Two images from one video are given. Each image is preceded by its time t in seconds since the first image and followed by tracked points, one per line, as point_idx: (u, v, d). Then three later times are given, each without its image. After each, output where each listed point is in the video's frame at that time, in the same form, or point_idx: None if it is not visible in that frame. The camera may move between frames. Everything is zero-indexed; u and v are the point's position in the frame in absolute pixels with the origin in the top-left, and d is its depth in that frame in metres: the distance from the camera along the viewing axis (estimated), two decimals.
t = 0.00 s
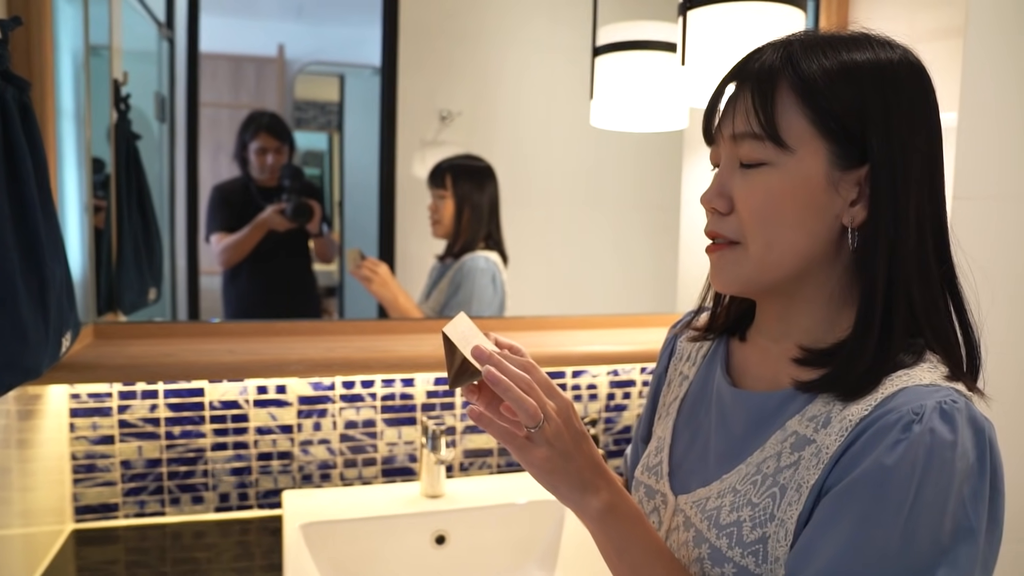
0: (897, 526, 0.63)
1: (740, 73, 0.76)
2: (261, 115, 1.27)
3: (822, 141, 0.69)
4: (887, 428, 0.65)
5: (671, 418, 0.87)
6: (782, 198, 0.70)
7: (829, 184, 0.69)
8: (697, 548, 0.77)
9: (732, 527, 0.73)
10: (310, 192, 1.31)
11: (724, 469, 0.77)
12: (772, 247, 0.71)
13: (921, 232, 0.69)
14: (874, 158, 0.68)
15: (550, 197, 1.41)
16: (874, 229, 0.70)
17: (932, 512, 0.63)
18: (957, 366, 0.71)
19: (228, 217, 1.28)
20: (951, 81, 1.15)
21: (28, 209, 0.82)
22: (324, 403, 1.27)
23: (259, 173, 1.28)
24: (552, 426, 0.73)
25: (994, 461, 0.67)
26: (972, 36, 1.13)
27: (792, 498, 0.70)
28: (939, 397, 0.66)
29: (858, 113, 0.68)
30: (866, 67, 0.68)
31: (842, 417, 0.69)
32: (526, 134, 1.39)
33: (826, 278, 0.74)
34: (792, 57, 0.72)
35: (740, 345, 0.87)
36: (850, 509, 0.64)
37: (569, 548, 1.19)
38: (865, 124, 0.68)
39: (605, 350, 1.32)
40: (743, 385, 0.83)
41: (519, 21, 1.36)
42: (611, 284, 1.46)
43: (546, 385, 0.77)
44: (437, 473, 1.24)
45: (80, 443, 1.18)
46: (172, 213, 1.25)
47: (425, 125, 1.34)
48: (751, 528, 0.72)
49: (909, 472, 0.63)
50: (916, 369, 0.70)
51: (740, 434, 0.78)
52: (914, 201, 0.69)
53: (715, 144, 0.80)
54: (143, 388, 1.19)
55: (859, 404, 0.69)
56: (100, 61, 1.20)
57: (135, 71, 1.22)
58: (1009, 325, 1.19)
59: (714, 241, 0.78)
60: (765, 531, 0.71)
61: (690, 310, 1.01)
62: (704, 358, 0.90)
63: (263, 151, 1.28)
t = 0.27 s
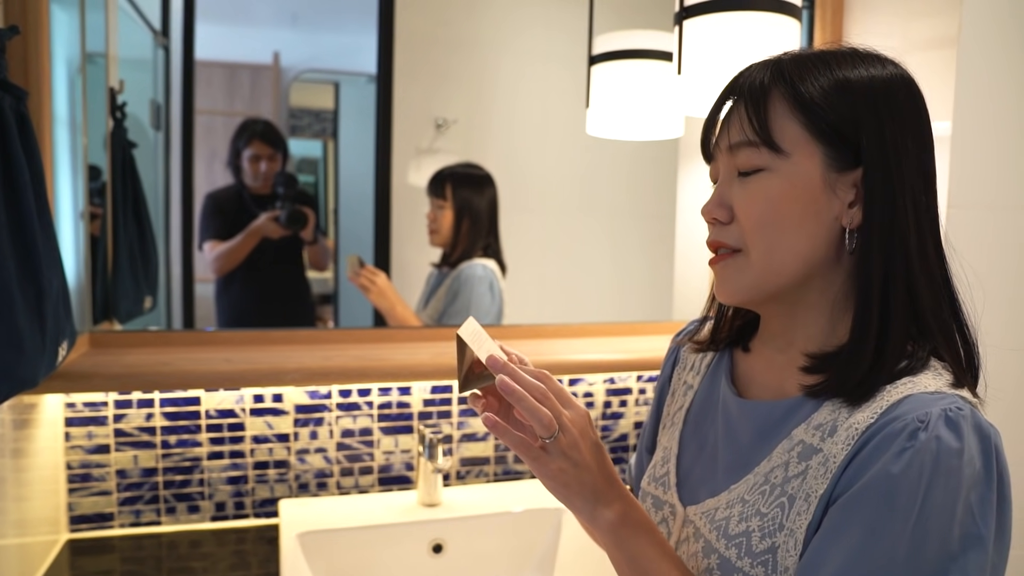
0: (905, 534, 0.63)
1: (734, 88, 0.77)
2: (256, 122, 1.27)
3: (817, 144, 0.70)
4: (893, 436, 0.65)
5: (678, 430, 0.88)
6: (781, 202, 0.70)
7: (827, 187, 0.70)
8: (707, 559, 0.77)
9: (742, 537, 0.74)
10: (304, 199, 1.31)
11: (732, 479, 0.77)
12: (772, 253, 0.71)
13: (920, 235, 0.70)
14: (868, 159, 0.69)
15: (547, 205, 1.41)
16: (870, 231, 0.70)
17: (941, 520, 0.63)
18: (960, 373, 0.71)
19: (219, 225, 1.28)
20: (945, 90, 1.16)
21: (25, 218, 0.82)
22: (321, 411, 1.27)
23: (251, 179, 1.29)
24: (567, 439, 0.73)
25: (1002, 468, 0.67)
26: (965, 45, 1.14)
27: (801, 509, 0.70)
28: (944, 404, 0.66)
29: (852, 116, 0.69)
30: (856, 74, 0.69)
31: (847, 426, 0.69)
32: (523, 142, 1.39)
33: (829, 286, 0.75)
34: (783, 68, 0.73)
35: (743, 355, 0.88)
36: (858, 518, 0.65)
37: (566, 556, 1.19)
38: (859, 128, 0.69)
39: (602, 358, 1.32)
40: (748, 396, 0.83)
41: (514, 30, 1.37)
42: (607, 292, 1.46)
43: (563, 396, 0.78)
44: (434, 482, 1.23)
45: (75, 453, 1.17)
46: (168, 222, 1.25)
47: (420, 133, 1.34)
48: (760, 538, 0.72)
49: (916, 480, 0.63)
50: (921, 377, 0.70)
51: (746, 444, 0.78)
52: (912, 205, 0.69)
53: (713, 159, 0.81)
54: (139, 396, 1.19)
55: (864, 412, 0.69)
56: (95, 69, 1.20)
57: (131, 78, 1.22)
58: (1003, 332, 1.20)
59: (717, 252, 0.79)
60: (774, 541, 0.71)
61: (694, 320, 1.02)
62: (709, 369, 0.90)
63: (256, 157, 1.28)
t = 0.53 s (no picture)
0: (920, 536, 0.63)
1: (743, 91, 0.77)
2: (254, 124, 1.27)
3: (827, 151, 0.70)
4: (905, 439, 0.66)
5: (682, 434, 0.88)
6: (791, 208, 0.70)
7: (836, 195, 0.70)
8: (716, 564, 0.77)
9: (753, 541, 0.73)
10: (301, 202, 1.30)
11: (740, 484, 0.77)
12: (782, 258, 0.71)
13: (927, 242, 0.70)
14: (879, 168, 0.69)
15: (547, 209, 1.41)
16: (880, 239, 0.70)
17: (953, 521, 0.64)
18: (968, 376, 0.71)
19: (216, 228, 1.27)
20: (944, 94, 1.16)
21: (25, 221, 0.81)
22: (320, 415, 1.27)
23: (248, 182, 1.28)
24: (575, 445, 0.73)
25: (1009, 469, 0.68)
26: (964, 49, 1.14)
27: (812, 512, 0.70)
28: (955, 407, 0.66)
29: (863, 125, 0.69)
30: (868, 83, 0.70)
31: (858, 430, 0.69)
32: (523, 146, 1.39)
33: (837, 291, 0.75)
34: (795, 74, 0.73)
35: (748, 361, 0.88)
36: (872, 521, 0.65)
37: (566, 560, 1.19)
38: (869, 136, 0.69)
39: (602, 362, 1.32)
40: (754, 399, 0.83)
41: (513, 33, 1.37)
42: (606, 295, 1.46)
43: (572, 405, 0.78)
44: (434, 486, 1.23)
45: (74, 456, 1.17)
46: (167, 225, 1.25)
47: (419, 136, 1.34)
48: (771, 542, 0.72)
49: (929, 482, 0.64)
50: (930, 381, 0.70)
51: (754, 448, 0.78)
52: (920, 214, 0.70)
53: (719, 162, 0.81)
54: (138, 400, 1.19)
55: (874, 416, 0.69)
56: (95, 71, 1.20)
57: (129, 81, 1.22)
58: (1003, 335, 1.20)
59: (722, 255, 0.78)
60: (786, 544, 0.71)
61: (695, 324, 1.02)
62: (711, 373, 0.90)
63: (253, 160, 1.28)
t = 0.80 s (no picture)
0: (928, 542, 0.64)
1: (743, 96, 0.77)
2: (250, 128, 1.27)
3: (827, 158, 0.70)
4: (912, 445, 0.66)
5: (681, 440, 0.88)
6: (791, 213, 0.71)
7: (835, 202, 0.71)
8: (721, 570, 0.77)
9: (758, 546, 0.73)
10: (296, 206, 1.30)
11: (741, 490, 0.77)
12: (780, 263, 0.72)
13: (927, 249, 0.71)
14: (878, 176, 0.69)
15: (545, 214, 1.41)
16: (879, 245, 0.71)
17: (960, 526, 0.64)
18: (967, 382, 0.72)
19: (210, 232, 1.27)
20: (940, 100, 1.16)
21: (22, 225, 0.81)
22: (317, 420, 1.26)
23: (242, 186, 1.28)
24: (577, 450, 0.73)
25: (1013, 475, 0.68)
26: (959, 56, 1.15)
27: (818, 518, 0.70)
28: (961, 413, 0.67)
29: (863, 133, 0.70)
30: (868, 91, 0.70)
31: (863, 435, 0.69)
32: (520, 151, 1.39)
33: (835, 297, 0.76)
34: (796, 80, 0.73)
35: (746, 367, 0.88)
36: (880, 527, 0.65)
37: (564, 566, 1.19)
38: (868, 143, 0.70)
39: (600, 367, 1.32)
40: (754, 404, 0.83)
41: (509, 39, 1.37)
42: (603, 300, 1.46)
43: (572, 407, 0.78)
44: (431, 491, 1.23)
45: (69, 462, 1.16)
46: (163, 229, 1.25)
47: (416, 140, 1.34)
48: (777, 547, 0.72)
49: (937, 488, 0.64)
50: (932, 387, 0.70)
51: (756, 454, 0.78)
52: (918, 220, 0.70)
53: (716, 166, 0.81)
54: (134, 405, 1.18)
55: (879, 422, 0.69)
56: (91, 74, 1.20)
57: (126, 84, 1.21)
58: (999, 340, 1.20)
59: (719, 260, 0.79)
60: (792, 550, 0.71)
61: (693, 330, 1.02)
62: (710, 379, 0.90)
63: (247, 164, 1.28)
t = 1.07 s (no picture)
0: (930, 541, 0.64)
1: (735, 103, 0.77)
2: (250, 129, 1.27)
3: (822, 162, 0.70)
4: (914, 445, 0.66)
5: (681, 441, 0.88)
6: (788, 219, 0.71)
7: (831, 205, 0.71)
8: (723, 569, 0.77)
9: (760, 546, 0.73)
10: (295, 206, 1.30)
11: (742, 491, 0.77)
12: (779, 269, 0.72)
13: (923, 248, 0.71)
14: (873, 177, 0.70)
15: (545, 214, 1.41)
16: (876, 247, 0.71)
17: (961, 525, 0.65)
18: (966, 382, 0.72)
19: (210, 232, 1.27)
20: (940, 101, 1.17)
21: (23, 225, 0.81)
22: (317, 420, 1.26)
23: (242, 187, 1.28)
24: (583, 448, 0.72)
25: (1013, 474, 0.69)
26: (959, 57, 1.15)
27: (820, 517, 0.70)
28: (962, 413, 0.67)
29: (856, 136, 0.70)
30: (860, 94, 0.70)
31: (864, 436, 0.69)
32: (520, 152, 1.39)
33: (834, 298, 0.76)
34: (787, 86, 0.73)
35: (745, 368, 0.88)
36: (882, 527, 0.65)
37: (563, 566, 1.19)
38: (862, 145, 0.70)
39: (600, 368, 1.32)
40: (754, 406, 0.83)
41: (509, 40, 1.37)
42: (603, 301, 1.46)
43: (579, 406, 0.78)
44: (432, 491, 1.23)
45: (69, 462, 1.16)
46: (162, 229, 1.25)
47: (416, 141, 1.34)
48: (779, 547, 0.72)
49: (939, 488, 0.64)
50: (932, 388, 0.70)
51: (756, 454, 0.78)
52: (915, 221, 0.71)
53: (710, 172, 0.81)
54: (134, 405, 1.18)
55: (881, 422, 0.69)
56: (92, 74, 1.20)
57: (126, 84, 1.21)
58: (998, 341, 1.21)
59: (718, 265, 0.79)
60: (794, 550, 0.71)
61: (693, 332, 1.02)
62: (709, 381, 0.90)
63: (246, 165, 1.28)
